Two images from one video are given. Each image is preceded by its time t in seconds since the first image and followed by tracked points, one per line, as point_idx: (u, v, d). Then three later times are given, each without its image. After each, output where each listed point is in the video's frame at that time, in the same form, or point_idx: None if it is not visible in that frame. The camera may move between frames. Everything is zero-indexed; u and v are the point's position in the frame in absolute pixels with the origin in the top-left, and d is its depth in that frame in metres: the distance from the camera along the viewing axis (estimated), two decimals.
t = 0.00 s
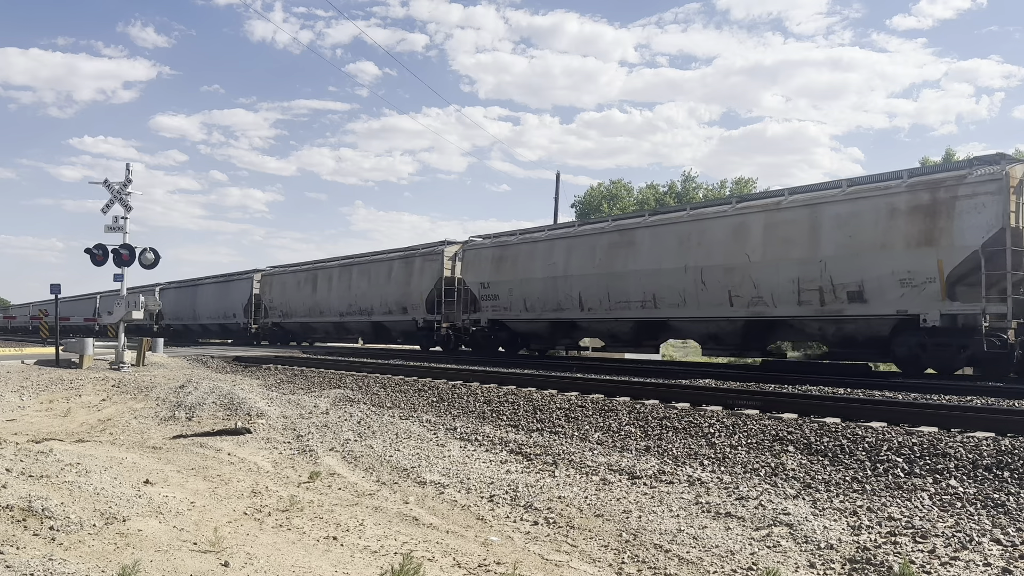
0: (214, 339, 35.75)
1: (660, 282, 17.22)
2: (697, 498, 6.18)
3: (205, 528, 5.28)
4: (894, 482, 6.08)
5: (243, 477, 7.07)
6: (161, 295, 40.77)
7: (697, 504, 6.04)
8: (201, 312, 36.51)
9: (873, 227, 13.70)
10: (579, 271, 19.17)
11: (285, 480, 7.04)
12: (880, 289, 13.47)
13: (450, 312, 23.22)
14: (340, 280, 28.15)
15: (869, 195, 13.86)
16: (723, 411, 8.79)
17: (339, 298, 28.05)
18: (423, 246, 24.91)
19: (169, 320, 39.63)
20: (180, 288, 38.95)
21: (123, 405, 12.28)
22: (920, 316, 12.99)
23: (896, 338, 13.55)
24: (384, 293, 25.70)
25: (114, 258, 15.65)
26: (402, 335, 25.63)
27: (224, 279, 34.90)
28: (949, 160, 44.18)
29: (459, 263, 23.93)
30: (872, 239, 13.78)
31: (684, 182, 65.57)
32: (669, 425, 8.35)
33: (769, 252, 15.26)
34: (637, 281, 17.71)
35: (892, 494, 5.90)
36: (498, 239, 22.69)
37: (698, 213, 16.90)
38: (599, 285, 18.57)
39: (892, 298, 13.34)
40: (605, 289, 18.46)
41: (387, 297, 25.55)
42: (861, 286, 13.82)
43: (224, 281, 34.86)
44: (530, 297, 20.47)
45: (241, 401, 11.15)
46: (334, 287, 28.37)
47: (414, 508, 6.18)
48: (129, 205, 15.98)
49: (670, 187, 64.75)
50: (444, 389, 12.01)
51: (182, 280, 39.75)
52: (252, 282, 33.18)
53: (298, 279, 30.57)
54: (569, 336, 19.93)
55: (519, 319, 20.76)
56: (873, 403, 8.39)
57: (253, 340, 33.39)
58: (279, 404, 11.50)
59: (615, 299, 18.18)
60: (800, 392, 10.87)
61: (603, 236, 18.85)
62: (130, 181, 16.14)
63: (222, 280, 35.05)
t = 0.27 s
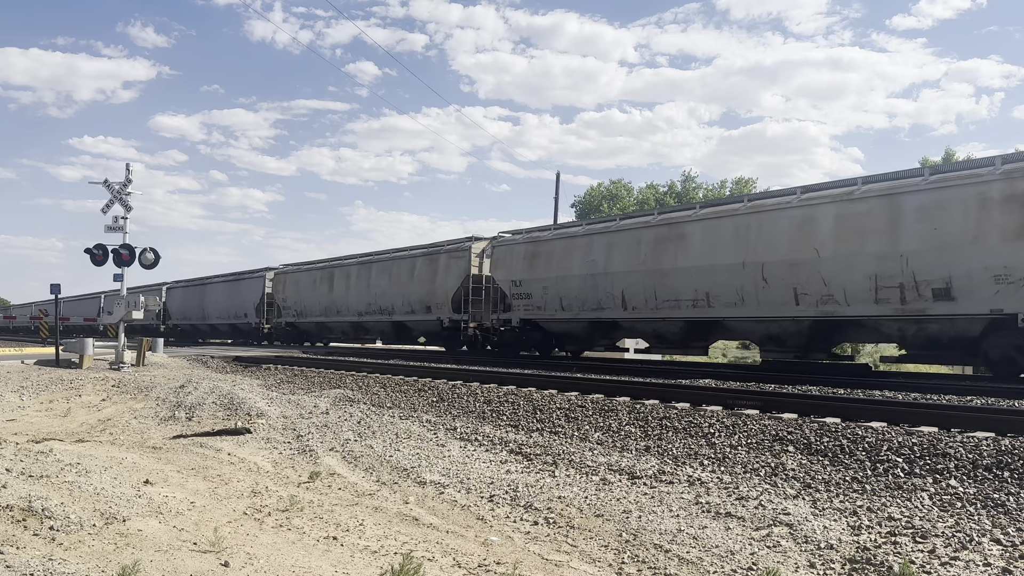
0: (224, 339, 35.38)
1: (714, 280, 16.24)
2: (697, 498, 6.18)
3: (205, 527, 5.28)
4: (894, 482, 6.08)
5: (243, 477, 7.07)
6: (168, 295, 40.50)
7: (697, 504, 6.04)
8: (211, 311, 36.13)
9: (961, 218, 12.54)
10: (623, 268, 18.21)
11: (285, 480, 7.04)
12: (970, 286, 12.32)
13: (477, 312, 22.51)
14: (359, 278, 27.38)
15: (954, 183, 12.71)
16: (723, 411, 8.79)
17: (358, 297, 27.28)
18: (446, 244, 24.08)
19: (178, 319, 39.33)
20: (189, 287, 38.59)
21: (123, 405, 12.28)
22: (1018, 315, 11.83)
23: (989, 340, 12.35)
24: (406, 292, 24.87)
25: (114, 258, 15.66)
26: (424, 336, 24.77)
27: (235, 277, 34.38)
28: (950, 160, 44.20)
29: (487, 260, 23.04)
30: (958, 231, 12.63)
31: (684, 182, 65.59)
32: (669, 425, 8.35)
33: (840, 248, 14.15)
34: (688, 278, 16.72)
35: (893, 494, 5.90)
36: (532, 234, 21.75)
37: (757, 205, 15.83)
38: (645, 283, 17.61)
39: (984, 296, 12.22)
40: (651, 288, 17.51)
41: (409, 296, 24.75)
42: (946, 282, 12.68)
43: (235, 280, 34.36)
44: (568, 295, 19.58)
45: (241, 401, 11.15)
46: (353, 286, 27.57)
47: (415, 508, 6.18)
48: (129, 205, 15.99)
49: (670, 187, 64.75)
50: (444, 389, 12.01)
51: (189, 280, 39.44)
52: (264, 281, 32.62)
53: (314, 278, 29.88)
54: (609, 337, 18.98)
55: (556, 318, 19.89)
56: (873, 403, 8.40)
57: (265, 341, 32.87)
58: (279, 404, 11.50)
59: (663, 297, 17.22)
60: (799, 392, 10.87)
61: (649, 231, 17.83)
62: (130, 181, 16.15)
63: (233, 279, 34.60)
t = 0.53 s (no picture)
0: (234, 339, 34.95)
1: (778, 276, 15.06)
2: (697, 498, 6.18)
3: (205, 527, 5.28)
4: (894, 482, 6.08)
5: (243, 477, 7.06)
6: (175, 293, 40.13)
7: (697, 504, 6.04)
8: (221, 310, 35.66)
9: None
10: (672, 264, 17.08)
11: (285, 480, 7.04)
12: None
13: (507, 311, 21.51)
14: (379, 275, 26.52)
15: None
16: (723, 411, 8.79)
17: (378, 296, 26.39)
18: (472, 239, 23.07)
19: (186, 319, 38.92)
20: (198, 286, 38.15)
21: (123, 405, 12.28)
22: None
23: None
24: (430, 290, 23.93)
25: (114, 258, 15.65)
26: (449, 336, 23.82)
27: (248, 275, 33.83)
28: (950, 160, 44.20)
29: (517, 256, 22.00)
30: None
31: (685, 182, 65.61)
32: (669, 425, 8.35)
33: (924, 240, 12.86)
34: (747, 274, 15.57)
35: (892, 494, 5.90)
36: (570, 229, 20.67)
37: (825, 195, 14.61)
38: (697, 280, 16.48)
39: None
40: (704, 285, 16.38)
41: (433, 294, 23.83)
42: None
43: (248, 278, 33.83)
44: (611, 293, 18.49)
45: (241, 401, 11.15)
46: (373, 284, 26.69)
47: (414, 507, 6.18)
48: (129, 205, 15.99)
49: (671, 187, 64.77)
50: (444, 389, 12.01)
51: (198, 279, 39.04)
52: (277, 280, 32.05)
53: (331, 276, 29.08)
54: (654, 338, 17.96)
55: (597, 318, 18.85)
56: (873, 403, 8.39)
57: (278, 340, 32.28)
58: (279, 404, 11.49)
59: (718, 295, 16.10)
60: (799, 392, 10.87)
61: (701, 224, 16.68)
62: (130, 181, 16.17)
63: (244, 278, 34.10)
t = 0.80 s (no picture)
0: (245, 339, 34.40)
1: (851, 272, 14.00)
2: (697, 498, 6.18)
3: (205, 528, 5.28)
4: (894, 482, 6.08)
5: (243, 477, 7.07)
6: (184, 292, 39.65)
7: (697, 504, 6.04)
8: (232, 309, 35.08)
9: None
10: (729, 260, 16.06)
11: (285, 480, 7.04)
12: None
13: (540, 310, 20.59)
14: (400, 274, 25.56)
15: None
16: (723, 411, 8.80)
17: (400, 295, 25.44)
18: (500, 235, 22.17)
19: (195, 318, 38.39)
20: (208, 284, 37.59)
21: (123, 405, 12.28)
22: None
23: None
24: (457, 288, 22.95)
25: (114, 258, 15.66)
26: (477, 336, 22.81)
27: (261, 273, 33.16)
28: (950, 160, 44.19)
29: (551, 253, 21.02)
30: None
31: (685, 182, 65.62)
32: (669, 425, 8.36)
33: (1021, 232, 11.88)
34: (815, 270, 14.55)
35: (893, 494, 5.90)
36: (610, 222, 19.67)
37: (906, 184, 13.55)
38: (759, 277, 15.46)
39: None
40: (767, 282, 15.34)
41: (460, 293, 22.86)
42: None
43: (261, 276, 33.16)
44: (659, 292, 17.46)
45: (241, 401, 11.15)
46: (395, 283, 25.74)
47: (415, 508, 6.18)
48: (129, 205, 15.99)
49: (670, 187, 64.79)
50: (444, 389, 12.01)
51: (208, 277, 38.53)
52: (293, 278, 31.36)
53: (349, 274, 28.26)
54: (677, 338, 17.42)
55: (642, 318, 17.84)
56: (873, 403, 8.40)
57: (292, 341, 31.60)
58: (279, 404, 11.50)
59: (781, 293, 15.06)
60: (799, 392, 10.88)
61: (762, 217, 15.64)
62: (131, 181, 16.19)
63: (257, 276, 33.49)
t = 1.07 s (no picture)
0: (257, 338, 33.92)
1: (937, 267, 12.91)
2: (697, 498, 6.18)
3: (205, 527, 5.28)
4: (894, 482, 6.08)
5: (243, 477, 7.07)
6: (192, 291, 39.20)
7: (697, 504, 6.04)
8: (244, 308, 34.55)
9: None
10: (795, 255, 15.00)
11: (285, 480, 7.04)
12: None
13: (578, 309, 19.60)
14: (424, 271, 24.75)
15: None
16: (723, 411, 8.80)
17: (424, 293, 24.63)
18: (533, 230, 21.43)
19: (205, 317, 37.92)
20: (219, 282, 37.07)
21: (123, 405, 12.28)
22: None
23: None
24: (486, 286, 22.14)
25: (114, 258, 15.66)
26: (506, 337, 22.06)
27: (275, 270, 32.52)
28: (950, 160, 44.23)
29: (586, 249, 20.36)
30: None
31: (685, 182, 65.63)
32: (669, 425, 8.36)
33: None
34: (894, 266, 13.47)
35: (892, 494, 5.91)
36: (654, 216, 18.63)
37: (997, 170, 12.47)
38: (830, 272, 14.40)
39: None
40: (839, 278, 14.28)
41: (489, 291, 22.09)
42: None
43: (276, 274, 32.54)
44: (714, 289, 16.41)
45: (241, 401, 11.15)
46: (418, 281, 24.94)
47: (415, 508, 6.18)
48: (129, 205, 16.01)
49: (670, 187, 64.82)
50: (444, 389, 12.01)
51: (218, 275, 38.02)
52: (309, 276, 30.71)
53: (368, 272, 27.51)
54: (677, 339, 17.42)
55: (694, 317, 16.78)
56: (873, 403, 8.40)
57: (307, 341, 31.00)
58: (279, 404, 11.50)
59: (856, 290, 13.99)
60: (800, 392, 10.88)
61: (832, 207, 14.56)
62: (131, 181, 16.20)
63: (271, 274, 32.90)
